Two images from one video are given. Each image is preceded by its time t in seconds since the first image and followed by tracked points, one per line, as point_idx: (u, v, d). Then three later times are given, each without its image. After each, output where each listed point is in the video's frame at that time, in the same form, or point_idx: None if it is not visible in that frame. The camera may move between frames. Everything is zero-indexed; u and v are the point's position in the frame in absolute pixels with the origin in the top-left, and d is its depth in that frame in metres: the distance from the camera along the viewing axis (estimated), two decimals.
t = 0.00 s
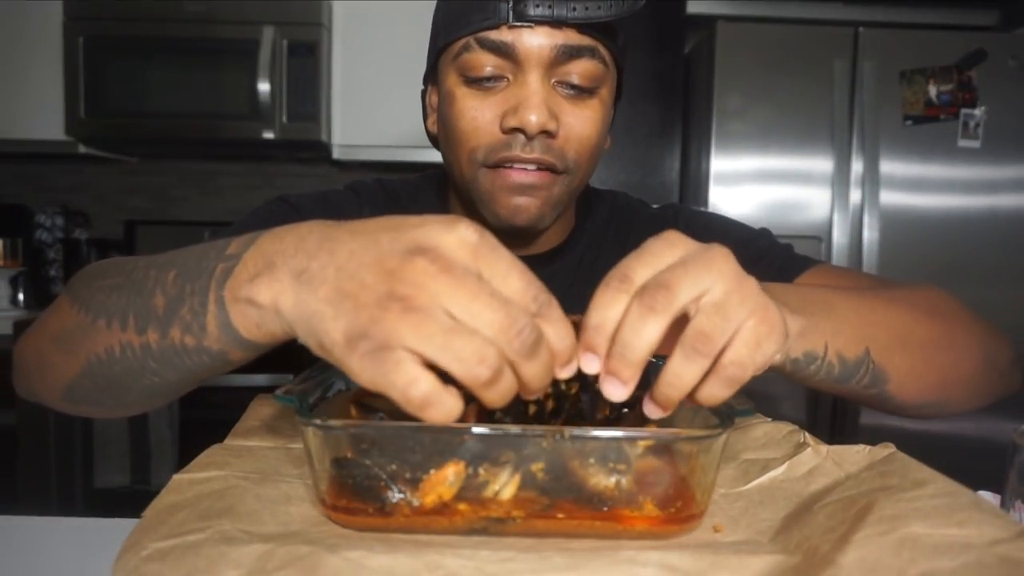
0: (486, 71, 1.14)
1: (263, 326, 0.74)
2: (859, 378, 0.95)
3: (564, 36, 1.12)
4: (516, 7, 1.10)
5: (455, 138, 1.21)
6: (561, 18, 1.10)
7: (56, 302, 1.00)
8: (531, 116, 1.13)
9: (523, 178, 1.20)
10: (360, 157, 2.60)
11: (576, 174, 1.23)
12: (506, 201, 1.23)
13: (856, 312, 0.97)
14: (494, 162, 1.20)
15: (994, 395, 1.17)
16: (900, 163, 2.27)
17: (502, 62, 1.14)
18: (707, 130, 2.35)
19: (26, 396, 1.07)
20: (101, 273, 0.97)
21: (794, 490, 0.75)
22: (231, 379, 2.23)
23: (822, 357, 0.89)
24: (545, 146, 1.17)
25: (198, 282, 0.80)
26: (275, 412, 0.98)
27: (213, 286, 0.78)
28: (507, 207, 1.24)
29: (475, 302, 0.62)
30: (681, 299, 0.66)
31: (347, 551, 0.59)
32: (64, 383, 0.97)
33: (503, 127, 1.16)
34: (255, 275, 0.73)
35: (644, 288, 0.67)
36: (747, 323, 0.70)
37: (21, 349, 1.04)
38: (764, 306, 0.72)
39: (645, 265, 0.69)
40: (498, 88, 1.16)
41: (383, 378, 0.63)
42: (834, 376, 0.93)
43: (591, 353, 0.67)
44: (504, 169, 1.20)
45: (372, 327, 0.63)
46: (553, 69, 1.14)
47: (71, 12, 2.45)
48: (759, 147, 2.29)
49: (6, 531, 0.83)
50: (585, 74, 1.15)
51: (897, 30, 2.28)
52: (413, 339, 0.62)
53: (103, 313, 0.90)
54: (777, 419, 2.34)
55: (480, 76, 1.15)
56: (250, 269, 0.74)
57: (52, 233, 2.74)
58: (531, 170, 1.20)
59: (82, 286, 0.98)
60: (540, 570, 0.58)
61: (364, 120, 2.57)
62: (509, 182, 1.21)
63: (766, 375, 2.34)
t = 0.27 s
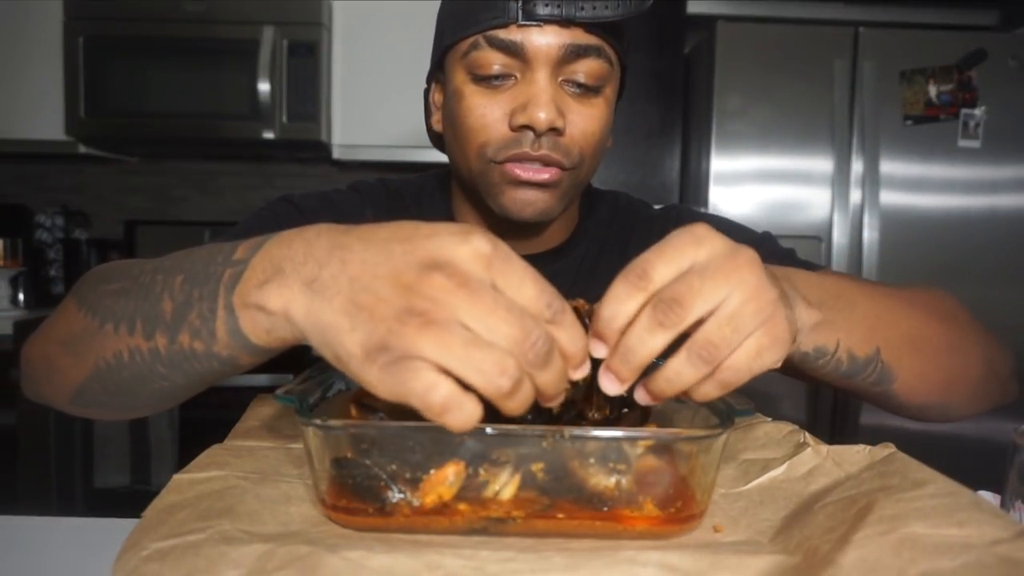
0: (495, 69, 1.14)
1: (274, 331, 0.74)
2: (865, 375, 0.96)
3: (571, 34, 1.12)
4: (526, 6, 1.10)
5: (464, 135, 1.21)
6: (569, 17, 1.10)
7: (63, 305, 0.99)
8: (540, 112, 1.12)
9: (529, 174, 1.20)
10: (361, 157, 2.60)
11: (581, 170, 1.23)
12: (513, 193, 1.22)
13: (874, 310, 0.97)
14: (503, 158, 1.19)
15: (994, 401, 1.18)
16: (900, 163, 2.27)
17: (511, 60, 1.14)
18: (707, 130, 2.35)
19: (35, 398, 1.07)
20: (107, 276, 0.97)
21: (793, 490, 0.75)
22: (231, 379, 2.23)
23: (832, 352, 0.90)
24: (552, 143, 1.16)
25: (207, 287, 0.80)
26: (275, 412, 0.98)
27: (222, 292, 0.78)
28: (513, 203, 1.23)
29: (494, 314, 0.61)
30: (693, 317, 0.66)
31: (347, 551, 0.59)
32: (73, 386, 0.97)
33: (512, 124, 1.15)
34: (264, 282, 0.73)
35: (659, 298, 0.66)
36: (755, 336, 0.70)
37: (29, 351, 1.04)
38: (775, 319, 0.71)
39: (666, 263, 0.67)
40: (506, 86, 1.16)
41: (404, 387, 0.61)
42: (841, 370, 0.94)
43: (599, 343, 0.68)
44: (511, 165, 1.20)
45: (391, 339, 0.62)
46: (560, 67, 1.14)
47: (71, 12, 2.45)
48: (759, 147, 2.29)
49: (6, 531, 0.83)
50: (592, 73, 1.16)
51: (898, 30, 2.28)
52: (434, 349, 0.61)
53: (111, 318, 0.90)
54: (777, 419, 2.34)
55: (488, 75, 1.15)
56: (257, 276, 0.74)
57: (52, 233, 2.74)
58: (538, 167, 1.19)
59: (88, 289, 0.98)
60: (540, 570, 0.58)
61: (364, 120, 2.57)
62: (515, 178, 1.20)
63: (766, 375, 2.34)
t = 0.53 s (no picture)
0: (502, 67, 1.15)
1: (284, 323, 0.74)
2: (884, 367, 0.95)
3: (578, 32, 1.12)
4: (533, 4, 1.10)
5: (469, 133, 1.20)
6: (577, 14, 1.10)
7: (72, 297, 1.00)
8: (548, 109, 1.12)
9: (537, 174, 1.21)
10: (361, 157, 2.60)
11: (588, 166, 1.22)
12: (516, 196, 1.22)
13: (903, 305, 0.95)
14: (510, 155, 1.19)
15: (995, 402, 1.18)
16: (901, 163, 2.27)
17: (518, 58, 1.14)
18: (707, 130, 2.35)
19: (46, 388, 1.07)
20: (117, 268, 0.97)
21: (793, 490, 0.75)
22: (231, 379, 2.23)
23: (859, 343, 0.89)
24: (560, 139, 1.16)
25: (215, 278, 0.80)
26: (276, 412, 0.98)
27: (230, 280, 0.78)
28: (518, 201, 1.22)
29: (510, 325, 0.61)
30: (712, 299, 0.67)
31: (347, 551, 0.59)
32: (82, 377, 0.97)
33: (520, 120, 1.15)
34: (275, 269, 0.72)
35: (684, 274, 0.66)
36: (774, 330, 0.70)
37: (39, 343, 1.04)
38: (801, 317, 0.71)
39: (704, 237, 0.67)
40: (513, 84, 1.16)
41: (414, 387, 0.61)
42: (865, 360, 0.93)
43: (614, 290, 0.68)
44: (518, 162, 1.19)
45: (405, 341, 0.61)
46: (567, 64, 1.14)
47: (71, 12, 2.45)
48: (759, 147, 2.29)
49: (6, 531, 0.83)
50: (598, 71, 1.16)
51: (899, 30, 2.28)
52: (448, 355, 0.60)
53: (120, 308, 0.90)
54: (777, 419, 2.34)
55: (495, 72, 1.15)
56: (267, 264, 0.74)
57: (52, 233, 2.74)
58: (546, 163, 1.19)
59: (99, 280, 0.98)
60: (540, 570, 0.58)
61: (365, 121, 2.57)
62: (521, 175, 1.21)
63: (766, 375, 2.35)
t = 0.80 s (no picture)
0: (506, 66, 1.15)
1: (281, 315, 0.74)
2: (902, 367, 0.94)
3: (581, 25, 1.13)
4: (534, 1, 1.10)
5: (479, 135, 1.20)
6: (579, 8, 1.11)
7: (76, 296, 0.99)
8: (559, 103, 1.12)
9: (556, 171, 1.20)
10: (361, 157, 2.60)
11: (600, 158, 1.22)
12: (535, 196, 1.20)
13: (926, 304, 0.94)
14: (524, 153, 1.18)
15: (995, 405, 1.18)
16: (900, 163, 2.27)
17: (522, 56, 1.14)
18: (707, 130, 2.35)
19: (52, 387, 1.07)
20: (119, 266, 0.97)
21: (793, 490, 0.75)
22: (231, 379, 2.23)
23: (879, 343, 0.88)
24: (573, 132, 1.16)
25: (216, 273, 0.79)
26: (276, 412, 0.98)
27: (234, 274, 0.78)
28: (538, 203, 1.21)
29: (505, 313, 0.62)
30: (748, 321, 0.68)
31: (347, 551, 0.59)
32: (85, 375, 0.96)
33: (532, 118, 1.14)
34: (275, 261, 0.73)
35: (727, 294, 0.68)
36: (797, 353, 0.72)
37: (45, 343, 1.04)
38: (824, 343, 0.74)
39: (779, 256, 0.67)
40: (520, 82, 1.15)
41: (410, 373, 0.61)
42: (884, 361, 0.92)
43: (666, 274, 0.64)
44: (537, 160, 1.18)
45: (401, 327, 0.62)
46: (571, 58, 1.14)
47: (71, 12, 2.45)
48: (758, 147, 2.29)
49: (6, 531, 0.83)
50: (601, 62, 1.16)
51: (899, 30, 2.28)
52: (444, 341, 0.61)
53: (121, 305, 0.90)
54: (777, 419, 2.34)
55: (500, 72, 1.15)
56: (268, 257, 0.75)
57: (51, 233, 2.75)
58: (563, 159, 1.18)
59: (102, 278, 0.98)
60: (540, 569, 0.58)
61: (365, 120, 2.57)
62: (541, 176, 1.20)
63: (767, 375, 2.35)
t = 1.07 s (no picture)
0: (496, 68, 1.14)
1: (271, 305, 0.74)
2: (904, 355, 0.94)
3: (568, 28, 1.12)
4: (522, 4, 1.10)
5: (469, 136, 1.20)
6: (567, 11, 1.11)
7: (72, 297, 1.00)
8: (545, 106, 1.12)
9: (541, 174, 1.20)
10: (361, 157, 2.60)
11: (589, 160, 1.22)
12: (522, 198, 1.22)
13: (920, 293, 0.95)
14: (512, 156, 1.18)
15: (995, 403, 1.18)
16: (901, 163, 2.27)
17: (511, 59, 1.14)
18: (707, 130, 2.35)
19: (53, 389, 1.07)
20: (113, 266, 0.98)
21: (793, 490, 0.75)
22: (231, 379, 2.23)
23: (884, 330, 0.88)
24: (559, 135, 1.16)
25: (208, 266, 0.80)
26: (276, 412, 0.98)
27: (224, 265, 0.78)
28: (523, 203, 1.22)
29: (485, 294, 0.62)
30: (766, 321, 0.68)
31: (347, 551, 0.59)
32: (84, 374, 0.96)
33: (518, 120, 1.15)
34: (262, 251, 0.73)
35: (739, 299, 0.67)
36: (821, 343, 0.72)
37: (42, 345, 1.04)
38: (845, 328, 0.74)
39: (782, 257, 0.67)
40: (508, 84, 1.15)
41: (393, 356, 0.62)
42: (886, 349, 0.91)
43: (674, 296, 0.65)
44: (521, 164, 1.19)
45: (386, 312, 0.63)
46: (559, 60, 1.14)
47: (71, 12, 2.44)
48: (759, 147, 2.29)
49: (6, 531, 0.83)
50: (591, 64, 1.16)
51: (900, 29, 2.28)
52: (424, 323, 0.61)
53: (116, 301, 0.90)
54: (777, 419, 2.35)
55: (490, 75, 1.15)
56: (256, 248, 0.75)
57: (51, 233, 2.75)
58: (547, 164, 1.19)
59: (97, 278, 0.98)
60: (540, 570, 0.58)
61: (365, 120, 2.57)
62: (526, 177, 1.20)
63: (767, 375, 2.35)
